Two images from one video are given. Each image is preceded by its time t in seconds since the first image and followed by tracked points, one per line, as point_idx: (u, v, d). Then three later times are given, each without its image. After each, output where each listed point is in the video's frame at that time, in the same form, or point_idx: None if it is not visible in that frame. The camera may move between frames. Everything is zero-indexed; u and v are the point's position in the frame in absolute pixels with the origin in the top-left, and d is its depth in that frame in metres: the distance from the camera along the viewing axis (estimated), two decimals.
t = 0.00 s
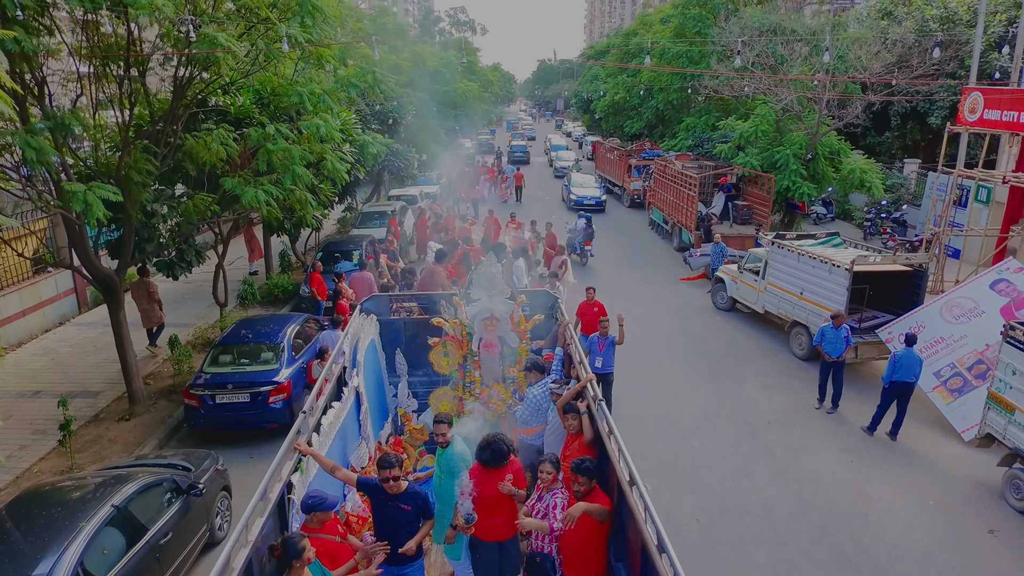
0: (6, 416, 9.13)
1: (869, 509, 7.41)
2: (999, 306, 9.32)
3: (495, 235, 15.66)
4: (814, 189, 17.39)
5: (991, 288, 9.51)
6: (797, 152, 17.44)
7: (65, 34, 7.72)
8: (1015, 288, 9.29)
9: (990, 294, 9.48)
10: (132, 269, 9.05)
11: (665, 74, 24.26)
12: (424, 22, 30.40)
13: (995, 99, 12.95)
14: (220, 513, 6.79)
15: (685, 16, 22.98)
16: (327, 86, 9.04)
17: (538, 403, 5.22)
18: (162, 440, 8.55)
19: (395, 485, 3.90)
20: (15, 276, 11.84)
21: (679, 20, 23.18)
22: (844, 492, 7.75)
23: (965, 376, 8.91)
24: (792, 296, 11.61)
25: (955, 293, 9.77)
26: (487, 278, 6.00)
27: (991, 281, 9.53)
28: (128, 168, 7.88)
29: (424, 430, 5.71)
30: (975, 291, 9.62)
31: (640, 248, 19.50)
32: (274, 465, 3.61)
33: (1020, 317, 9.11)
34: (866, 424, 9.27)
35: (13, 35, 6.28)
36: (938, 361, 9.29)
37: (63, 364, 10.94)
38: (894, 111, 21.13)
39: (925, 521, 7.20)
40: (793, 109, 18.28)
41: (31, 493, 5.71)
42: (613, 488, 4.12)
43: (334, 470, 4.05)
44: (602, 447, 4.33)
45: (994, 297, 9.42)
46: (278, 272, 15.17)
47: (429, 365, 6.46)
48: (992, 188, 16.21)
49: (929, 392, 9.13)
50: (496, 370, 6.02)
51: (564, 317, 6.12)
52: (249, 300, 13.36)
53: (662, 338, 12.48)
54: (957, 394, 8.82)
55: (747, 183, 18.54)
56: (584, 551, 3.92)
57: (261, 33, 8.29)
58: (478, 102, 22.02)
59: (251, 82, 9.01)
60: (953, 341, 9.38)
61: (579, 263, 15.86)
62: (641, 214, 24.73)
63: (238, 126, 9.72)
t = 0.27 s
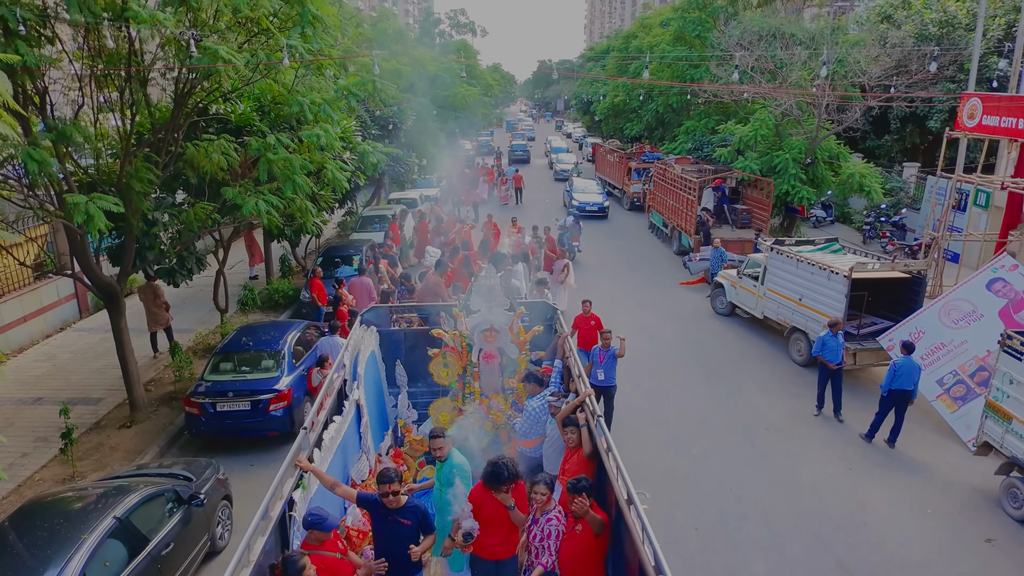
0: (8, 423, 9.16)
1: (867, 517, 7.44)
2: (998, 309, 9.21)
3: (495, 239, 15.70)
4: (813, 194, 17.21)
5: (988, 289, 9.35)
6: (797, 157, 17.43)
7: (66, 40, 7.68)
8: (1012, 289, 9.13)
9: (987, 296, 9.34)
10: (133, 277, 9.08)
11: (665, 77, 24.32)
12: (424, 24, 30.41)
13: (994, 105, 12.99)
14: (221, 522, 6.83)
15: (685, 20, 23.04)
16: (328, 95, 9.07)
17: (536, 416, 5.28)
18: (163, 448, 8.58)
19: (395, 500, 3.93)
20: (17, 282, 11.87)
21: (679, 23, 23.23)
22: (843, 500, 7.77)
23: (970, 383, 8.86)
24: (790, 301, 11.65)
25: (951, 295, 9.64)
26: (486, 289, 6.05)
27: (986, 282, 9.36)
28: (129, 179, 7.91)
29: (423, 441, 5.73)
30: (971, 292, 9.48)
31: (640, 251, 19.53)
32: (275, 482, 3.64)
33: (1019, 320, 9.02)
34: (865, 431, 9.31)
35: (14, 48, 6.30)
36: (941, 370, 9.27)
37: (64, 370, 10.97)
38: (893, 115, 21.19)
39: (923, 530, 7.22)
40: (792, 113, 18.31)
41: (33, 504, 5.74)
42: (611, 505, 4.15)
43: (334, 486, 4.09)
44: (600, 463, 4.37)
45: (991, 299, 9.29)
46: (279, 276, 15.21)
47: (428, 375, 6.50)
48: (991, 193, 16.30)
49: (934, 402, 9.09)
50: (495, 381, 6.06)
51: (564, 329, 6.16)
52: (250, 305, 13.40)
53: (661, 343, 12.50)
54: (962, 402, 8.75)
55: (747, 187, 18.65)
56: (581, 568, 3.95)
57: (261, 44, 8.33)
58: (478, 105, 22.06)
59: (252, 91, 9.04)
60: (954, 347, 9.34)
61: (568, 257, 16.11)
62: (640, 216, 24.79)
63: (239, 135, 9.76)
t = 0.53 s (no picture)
0: (10, 430, 9.20)
1: (866, 525, 7.47)
2: (993, 311, 9.26)
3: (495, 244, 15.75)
4: (812, 198, 17.38)
5: (981, 293, 9.43)
6: (796, 162, 17.48)
7: (69, 48, 7.69)
8: (1004, 290, 9.21)
9: (980, 299, 9.41)
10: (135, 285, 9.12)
11: (665, 81, 24.37)
12: (424, 26, 30.42)
13: (993, 111, 13.03)
14: (222, 531, 6.87)
15: (685, 23, 23.09)
16: (329, 103, 9.10)
17: (536, 429, 5.34)
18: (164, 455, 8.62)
19: (395, 516, 3.98)
20: (19, 288, 11.91)
21: (679, 27, 23.28)
22: (841, 508, 7.81)
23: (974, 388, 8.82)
24: (789, 307, 11.69)
25: (945, 302, 9.70)
26: (487, 301, 6.10)
27: (978, 285, 9.45)
28: (130, 188, 7.94)
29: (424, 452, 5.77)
30: (965, 298, 9.54)
31: (640, 255, 19.57)
32: (278, 499, 3.69)
33: (1015, 320, 9.05)
34: (863, 438, 9.36)
35: (17, 61, 6.33)
36: (944, 378, 9.23)
37: (65, 376, 11.01)
38: (893, 119, 21.24)
39: (921, 539, 7.25)
40: (792, 118, 18.36)
41: (36, 514, 5.78)
42: (608, 521, 4.20)
43: (336, 501, 4.14)
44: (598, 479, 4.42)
45: (985, 302, 9.35)
46: (279, 281, 15.26)
47: (428, 386, 6.55)
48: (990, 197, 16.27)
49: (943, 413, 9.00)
50: (495, 392, 6.11)
51: (563, 340, 6.21)
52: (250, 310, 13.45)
53: (660, 349, 12.53)
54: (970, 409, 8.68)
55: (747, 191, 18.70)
56: None
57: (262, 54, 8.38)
58: (479, 109, 22.12)
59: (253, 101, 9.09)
60: (954, 354, 9.34)
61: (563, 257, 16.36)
62: (640, 219, 24.84)
63: (240, 143, 9.81)
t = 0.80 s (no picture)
0: (13, 437, 9.24)
1: (863, 534, 7.50)
2: (989, 316, 9.31)
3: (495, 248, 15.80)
4: (812, 202, 17.24)
5: (975, 298, 9.50)
6: (796, 166, 17.52)
7: (71, 60, 7.72)
8: (998, 293, 9.27)
9: (976, 304, 9.47)
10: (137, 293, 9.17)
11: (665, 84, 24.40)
12: (424, 28, 30.44)
13: (991, 117, 13.06)
14: (225, 540, 6.91)
15: (685, 27, 23.14)
16: (331, 112, 9.14)
17: (536, 442, 5.38)
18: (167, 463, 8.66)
19: (397, 531, 4.01)
20: (21, 294, 11.96)
21: (679, 31, 23.33)
22: (840, 516, 7.84)
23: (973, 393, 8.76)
24: (789, 314, 11.73)
25: (942, 311, 9.76)
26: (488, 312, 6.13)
27: (972, 291, 9.53)
28: (133, 198, 7.97)
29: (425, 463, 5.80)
30: (961, 305, 9.60)
31: (640, 258, 19.62)
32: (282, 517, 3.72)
33: (1012, 323, 9.08)
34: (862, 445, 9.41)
35: (21, 75, 6.35)
36: (950, 387, 9.21)
37: (68, 382, 11.06)
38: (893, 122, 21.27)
39: (919, 548, 7.28)
40: (792, 122, 18.40)
41: (40, 525, 5.82)
42: (609, 536, 4.24)
43: (338, 516, 4.18)
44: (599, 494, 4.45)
45: (980, 306, 9.41)
46: (281, 286, 15.31)
47: (430, 396, 6.59)
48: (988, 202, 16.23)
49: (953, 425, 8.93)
50: (495, 403, 6.15)
51: (564, 351, 6.24)
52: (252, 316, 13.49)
53: (660, 354, 12.56)
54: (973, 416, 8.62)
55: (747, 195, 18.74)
56: None
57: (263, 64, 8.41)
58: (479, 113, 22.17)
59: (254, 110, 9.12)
60: (957, 362, 9.32)
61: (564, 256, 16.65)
62: (640, 222, 24.88)
63: (241, 151, 9.86)
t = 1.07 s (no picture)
0: (15, 445, 9.27)
1: (862, 542, 7.54)
2: (976, 332, 9.58)
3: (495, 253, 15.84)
4: (812, 207, 17.38)
5: (959, 317, 9.81)
6: (795, 170, 17.55)
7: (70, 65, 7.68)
8: (980, 308, 9.63)
9: (962, 322, 9.76)
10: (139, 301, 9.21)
11: (665, 87, 24.42)
12: (424, 30, 30.42)
13: (990, 123, 13.10)
14: (227, 548, 6.94)
15: (685, 30, 23.17)
16: (332, 121, 9.18)
17: (537, 454, 5.43)
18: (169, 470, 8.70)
19: (399, 546, 4.05)
20: (22, 301, 11.99)
21: (679, 34, 23.36)
22: (839, 524, 7.87)
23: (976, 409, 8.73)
24: (789, 320, 11.77)
25: (931, 333, 9.95)
26: (489, 324, 6.18)
27: (955, 311, 9.85)
28: (135, 206, 8.02)
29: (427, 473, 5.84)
30: (948, 326, 9.84)
31: (640, 262, 19.64)
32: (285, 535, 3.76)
33: (1000, 336, 9.38)
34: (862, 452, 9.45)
35: (25, 88, 6.37)
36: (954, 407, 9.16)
37: (70, 389, 11.08)
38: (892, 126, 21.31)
39: (918, 556, 7.31)
40: (791, 126, 18.44)
41: (43, 535, 5.85)
42: (610, 550, 4.28)
43: (341, 531, 4.21)
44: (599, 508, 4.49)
45: (966, 324, 9.70)
46: (281, 290, 15.34)
47: (431, 406, 6.63)
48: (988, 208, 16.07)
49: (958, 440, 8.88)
50: (495, 413, 6.19)
51: (564, 362, 6.29)
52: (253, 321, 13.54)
53: (660, 360, 12.59)
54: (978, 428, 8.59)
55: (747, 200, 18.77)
56: None
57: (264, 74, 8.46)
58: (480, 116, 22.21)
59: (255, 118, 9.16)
60: (956, 382, 9.34)
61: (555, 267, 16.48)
62: (640, 225, 24.92)
63: (242, 159, 9.90)
